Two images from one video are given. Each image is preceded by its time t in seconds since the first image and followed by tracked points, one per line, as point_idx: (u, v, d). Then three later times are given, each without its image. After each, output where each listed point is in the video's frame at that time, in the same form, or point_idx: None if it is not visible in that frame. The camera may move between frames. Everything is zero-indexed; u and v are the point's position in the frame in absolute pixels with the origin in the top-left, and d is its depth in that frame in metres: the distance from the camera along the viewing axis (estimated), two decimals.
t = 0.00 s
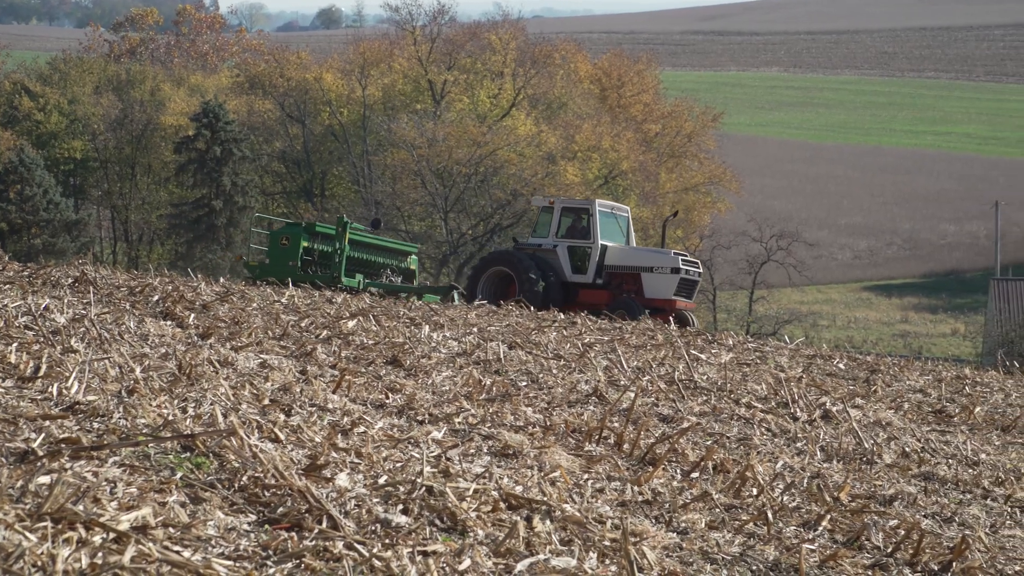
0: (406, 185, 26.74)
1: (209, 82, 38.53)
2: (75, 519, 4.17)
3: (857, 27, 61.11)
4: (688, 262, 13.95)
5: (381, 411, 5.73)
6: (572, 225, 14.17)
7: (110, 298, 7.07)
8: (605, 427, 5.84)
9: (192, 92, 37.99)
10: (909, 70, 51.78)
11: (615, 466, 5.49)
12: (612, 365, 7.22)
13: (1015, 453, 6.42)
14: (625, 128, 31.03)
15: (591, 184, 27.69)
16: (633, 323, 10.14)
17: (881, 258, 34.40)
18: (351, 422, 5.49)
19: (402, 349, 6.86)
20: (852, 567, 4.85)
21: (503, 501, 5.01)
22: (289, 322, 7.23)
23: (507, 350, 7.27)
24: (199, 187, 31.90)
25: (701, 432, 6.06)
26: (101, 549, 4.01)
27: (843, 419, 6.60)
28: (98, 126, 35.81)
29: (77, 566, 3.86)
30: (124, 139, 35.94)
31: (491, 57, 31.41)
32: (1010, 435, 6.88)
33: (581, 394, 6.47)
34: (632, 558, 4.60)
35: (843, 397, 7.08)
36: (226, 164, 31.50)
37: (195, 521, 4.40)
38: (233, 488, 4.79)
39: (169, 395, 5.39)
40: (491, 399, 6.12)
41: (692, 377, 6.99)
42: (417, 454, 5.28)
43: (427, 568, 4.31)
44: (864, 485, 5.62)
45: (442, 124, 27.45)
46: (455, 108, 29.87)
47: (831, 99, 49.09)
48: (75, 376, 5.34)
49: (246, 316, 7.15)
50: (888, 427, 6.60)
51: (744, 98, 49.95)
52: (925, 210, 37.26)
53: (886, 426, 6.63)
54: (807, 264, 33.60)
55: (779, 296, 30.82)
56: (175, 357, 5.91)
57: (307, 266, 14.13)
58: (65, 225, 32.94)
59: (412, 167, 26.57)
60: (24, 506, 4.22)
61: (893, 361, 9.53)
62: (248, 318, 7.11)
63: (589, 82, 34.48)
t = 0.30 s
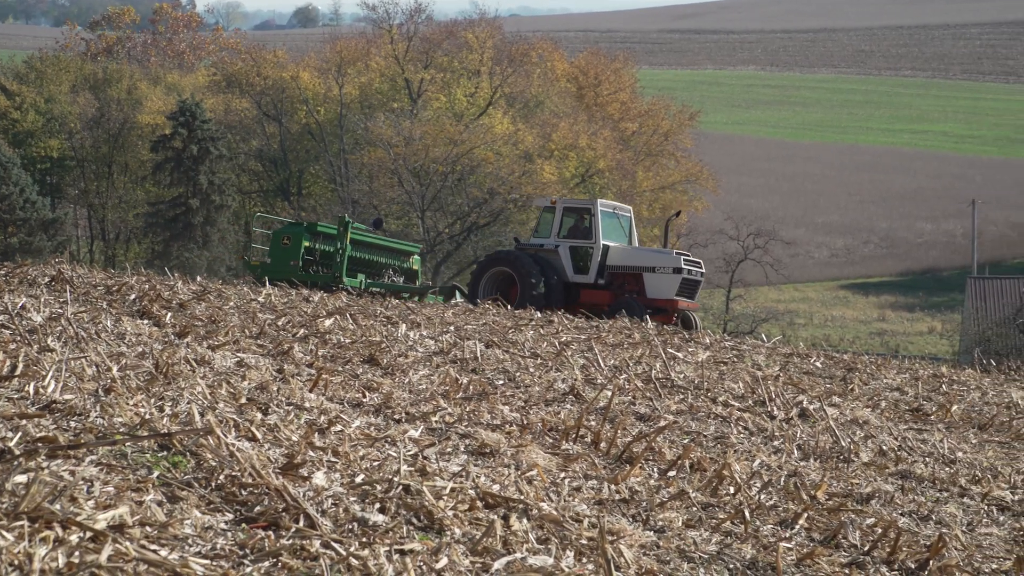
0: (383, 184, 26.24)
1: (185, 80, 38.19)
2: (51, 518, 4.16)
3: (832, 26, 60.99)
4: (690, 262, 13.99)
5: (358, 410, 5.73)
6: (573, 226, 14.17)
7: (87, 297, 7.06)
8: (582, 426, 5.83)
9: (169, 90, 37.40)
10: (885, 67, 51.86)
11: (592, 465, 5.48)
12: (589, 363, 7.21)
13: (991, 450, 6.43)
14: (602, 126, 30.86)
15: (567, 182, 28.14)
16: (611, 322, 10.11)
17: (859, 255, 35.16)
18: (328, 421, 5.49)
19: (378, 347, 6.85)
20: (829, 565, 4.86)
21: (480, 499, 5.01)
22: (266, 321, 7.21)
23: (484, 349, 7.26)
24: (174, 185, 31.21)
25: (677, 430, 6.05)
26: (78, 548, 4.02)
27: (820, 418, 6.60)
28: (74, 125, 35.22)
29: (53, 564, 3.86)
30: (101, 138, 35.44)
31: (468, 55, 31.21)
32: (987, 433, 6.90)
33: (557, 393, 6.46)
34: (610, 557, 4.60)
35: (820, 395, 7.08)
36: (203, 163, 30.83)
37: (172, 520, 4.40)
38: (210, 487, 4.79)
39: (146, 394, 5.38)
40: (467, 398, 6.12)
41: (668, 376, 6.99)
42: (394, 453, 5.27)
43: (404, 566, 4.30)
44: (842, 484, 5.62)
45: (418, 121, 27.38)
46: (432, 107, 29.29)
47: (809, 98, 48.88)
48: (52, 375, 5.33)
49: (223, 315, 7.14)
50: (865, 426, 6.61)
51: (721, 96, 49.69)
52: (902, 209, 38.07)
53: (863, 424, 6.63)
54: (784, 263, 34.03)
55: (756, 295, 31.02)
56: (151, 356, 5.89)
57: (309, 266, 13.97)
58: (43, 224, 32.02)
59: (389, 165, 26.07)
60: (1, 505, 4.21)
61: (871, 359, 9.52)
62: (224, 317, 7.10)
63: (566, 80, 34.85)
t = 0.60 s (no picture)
0: (359, 182, 25.72)
1: (159, 79, 36.21)
2: (25, 517, 4.15)
3: (806, 24, 60.96)
4: (689, 262, 13.88)
5: (332, 408, 5.72)
6: (573, 226, 14.10)
7: (62, 296, 7.05)
8: (557, 423, 5.83)
9: (143, 88, 35.68)
10: (860, 66, 51.91)
11: (566, 463, 5.48)
12: (564, 362, 7.21)
13: (964, 448, 6.45)
14: (577, 125, 30.43)
15: (542, 181, 27.61)
16: (584, 320, 10.11)
17: (833, 254, 35.73)
18: (303, 419, 5.49)
19: (353, 346, 6.84)
20: (803, 562, 4.88)
21: (454, 498, 5.01)
22: (241, 319, 7.20)
23: (459, 347, 7.26)
24: (150, 184, 30.70)
25: (652, 428, 6.06)
26: (53, 546, 4.01)
27: (795, 416, 6.60)
28: (47, 123, 33.23)
29: (27, 562, 3.86)
30: (75, 137, 33.74)
31: (442, 53, 30.20)
32: (961, 431, 6.94)
33: (532, 391, 6.46)
34: (585, 554, 4.59)
35: (795, 393, 7.09)
36: (178, 162, 30.35)
37: (146, 518, 4.39)
38: (184, 486, 4.78)
39: (121, 392, 5.37)
40: (442, 396, 6.12)
41: (643, 374, 7.00)
42: (369, 451, 5.27)
43: (379, 564, 4.30)
44: (816, 482, 5.62)
45: (394, 120, 26.52)
46: (405, 105, 28.35)
47: (784, 96, 48.70)
48: (26, 374, 5.32)
49: (198, 313, 7.14)
50: (840, 424, 6.61)
51: (696, 94, 48.70)
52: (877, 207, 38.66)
53: (837, 422, 6.64)
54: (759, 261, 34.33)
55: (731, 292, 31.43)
56: (126, 354, 5.88)
57: (308, 266, 13.95)
58: (15, 222, 30.15)
59: (363, 163, 25.45)
60: None
61: (845, 357, 9.55)
62: (200, 315, 7.10)
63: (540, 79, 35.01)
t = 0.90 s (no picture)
0: (333, 179, 25.52)
1: (134, 76, 34.62)
2: None
3: (782, 20, 60.40)
4: (687, 260, 13.64)
5: (307, 405, 5.72)
6: (572, 223, 14.12)
7: (36, 294, 7.04)
8: (531, 420, 5.83)
9: (119, 85, 33.89)
10: (833, 62, 51.37)
11: (541, 459, 5.48)
12: (539, 358, 7.20)
13: (939, 445, 6.47)
14: (551, 121, 30.38)
15: (517, 176, 27.11)
16: (559, 317, 10.08)
17: (806, 251, 37.47)
18: (277, 416, 5.48)
19: (328, 343, 6.83)
20: (778, 559, 4.88)
21: (429, 495, 5.01)
22: (215, 316, 7.19)
23: (434, 344, 7.27)
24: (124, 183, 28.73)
25: (627, 425, 6.06)
26: (27, 544, 4.00)
27: (769, 412, 6.59)
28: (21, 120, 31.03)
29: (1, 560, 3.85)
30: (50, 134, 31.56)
31: (416, 50, 30.58)
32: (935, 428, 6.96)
33: (507, 387, 6.47)
34: (559, 551, 4.60)
35: (770, 390, 7.08)
36: (152, 159, 28.52)
37: (121, 516, 4.38)
38: (159, 483, 4.78)
39: (95, 389, 5.36)
40: (416, 393, 6.11)
41: (618, 371, 7.00)
42: (343, 448, 5.27)
43: (354, 561, 4.31)
44: (791, 478, 5.63)
45: (368, 116, 26.47)
46: (380, 101, 28.61)
47: (758, 92, 48.62)
48: None
49: (172, 310, 7.14)
50: (814, 421, 6.61)
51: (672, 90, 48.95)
52: (851, 203, 39.81)
53: (812, 419, 6.64)
54: (734, 259, 35.90)
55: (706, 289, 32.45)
56: (101, 352, 5.88)
57: (307, 263, 14.16)
58: None
59: (337, 160, 25.47)
60: None
61: (820, 354, 9.56)
62: (174, 312, 7.09)
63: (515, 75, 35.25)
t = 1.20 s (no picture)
0: (307, 175, 25.70)
1: (110, 73, 34.63)
2: None
3: (757, 19, 60.31)
4: (687, 259, 13.61)
5: (282, 403, 5.72)
6: (573, 222, 14.10)
7: (11, 292, 7.03)
8: (507, 418, 5.83)
9: (94, 83, 33.89)
10: (809, 60, 51.67)
11: (517, 457, 5.48)
12: (515, 356, 7.20)
13: (915, 442, 6.48)
14: (526, 118, 30.48)
15: (491, 174, 27.38)
16: (535, 314, 10.07)
17: (783, 247, 37.52)
18: (253, 414, 5.48)
19: (304, 340, 6.83)
20: (754, 556, 4.88)
21: (405, 492, 5.01)
22: (191, 314, 7.19)
23: (409, 342, 7.27)
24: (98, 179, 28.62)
25: (602, 422, 6.06)
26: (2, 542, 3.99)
27: (745, 410, 6.60)
28: None
29: None
30: (24, 132, 31.48)
31: (392, 48, 30.38)
32: (911, 425, 6.98)
33: (483, 385, 6.47)
34: (534, 548, 4.59)
35: (745, 387, 7.08)
36: (128, 155, 28.36)
37: (96, 513, 4.37)
38: (135, 480, 4.77)
39: (71, 387, 5.37)
40: (392, 390, 6.11)
41: (593, 368, 7.00)
42: (319, 445, 5.27)
43: (329, 558, 4.32)
44: (767, 476, 5.62)
45: (343, 114, 26.47)
46: (355, 100, 28.65)
47: (732, 89, 49.07)
48: None
49: (148, 308, 7.14)
50: (791, 418, 6.61)
51: (647, 88, 49.23)
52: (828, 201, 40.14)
53: (788, 416, 6.63)
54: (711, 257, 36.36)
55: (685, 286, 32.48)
56: (77, 349, 5.88)
57: (306, 262, 14.20)
58: None
59: (313, 157, 25.45)
60: None
61: (797, 351, 9.57)
62: (150, 310, 7.10)
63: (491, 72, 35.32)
